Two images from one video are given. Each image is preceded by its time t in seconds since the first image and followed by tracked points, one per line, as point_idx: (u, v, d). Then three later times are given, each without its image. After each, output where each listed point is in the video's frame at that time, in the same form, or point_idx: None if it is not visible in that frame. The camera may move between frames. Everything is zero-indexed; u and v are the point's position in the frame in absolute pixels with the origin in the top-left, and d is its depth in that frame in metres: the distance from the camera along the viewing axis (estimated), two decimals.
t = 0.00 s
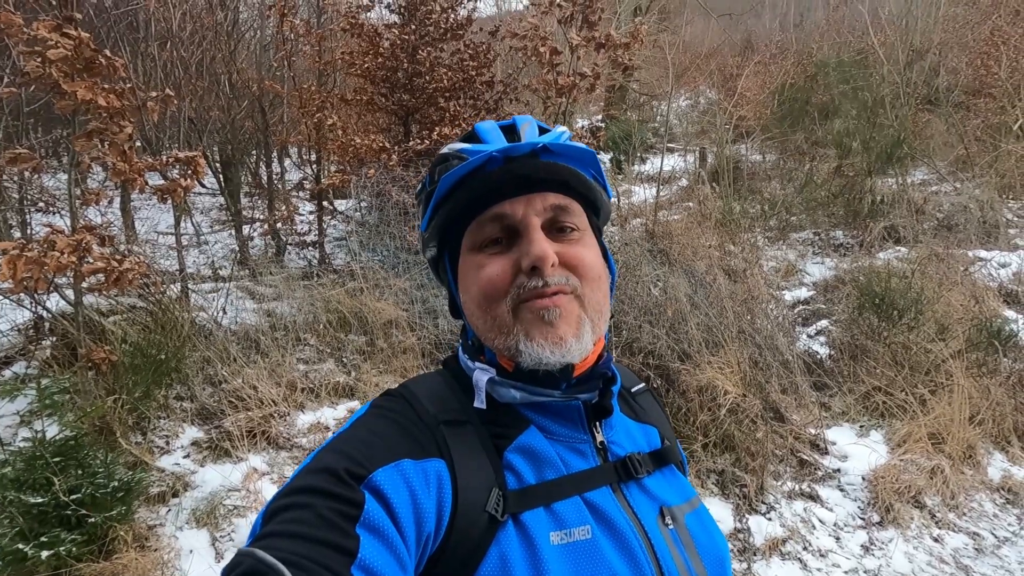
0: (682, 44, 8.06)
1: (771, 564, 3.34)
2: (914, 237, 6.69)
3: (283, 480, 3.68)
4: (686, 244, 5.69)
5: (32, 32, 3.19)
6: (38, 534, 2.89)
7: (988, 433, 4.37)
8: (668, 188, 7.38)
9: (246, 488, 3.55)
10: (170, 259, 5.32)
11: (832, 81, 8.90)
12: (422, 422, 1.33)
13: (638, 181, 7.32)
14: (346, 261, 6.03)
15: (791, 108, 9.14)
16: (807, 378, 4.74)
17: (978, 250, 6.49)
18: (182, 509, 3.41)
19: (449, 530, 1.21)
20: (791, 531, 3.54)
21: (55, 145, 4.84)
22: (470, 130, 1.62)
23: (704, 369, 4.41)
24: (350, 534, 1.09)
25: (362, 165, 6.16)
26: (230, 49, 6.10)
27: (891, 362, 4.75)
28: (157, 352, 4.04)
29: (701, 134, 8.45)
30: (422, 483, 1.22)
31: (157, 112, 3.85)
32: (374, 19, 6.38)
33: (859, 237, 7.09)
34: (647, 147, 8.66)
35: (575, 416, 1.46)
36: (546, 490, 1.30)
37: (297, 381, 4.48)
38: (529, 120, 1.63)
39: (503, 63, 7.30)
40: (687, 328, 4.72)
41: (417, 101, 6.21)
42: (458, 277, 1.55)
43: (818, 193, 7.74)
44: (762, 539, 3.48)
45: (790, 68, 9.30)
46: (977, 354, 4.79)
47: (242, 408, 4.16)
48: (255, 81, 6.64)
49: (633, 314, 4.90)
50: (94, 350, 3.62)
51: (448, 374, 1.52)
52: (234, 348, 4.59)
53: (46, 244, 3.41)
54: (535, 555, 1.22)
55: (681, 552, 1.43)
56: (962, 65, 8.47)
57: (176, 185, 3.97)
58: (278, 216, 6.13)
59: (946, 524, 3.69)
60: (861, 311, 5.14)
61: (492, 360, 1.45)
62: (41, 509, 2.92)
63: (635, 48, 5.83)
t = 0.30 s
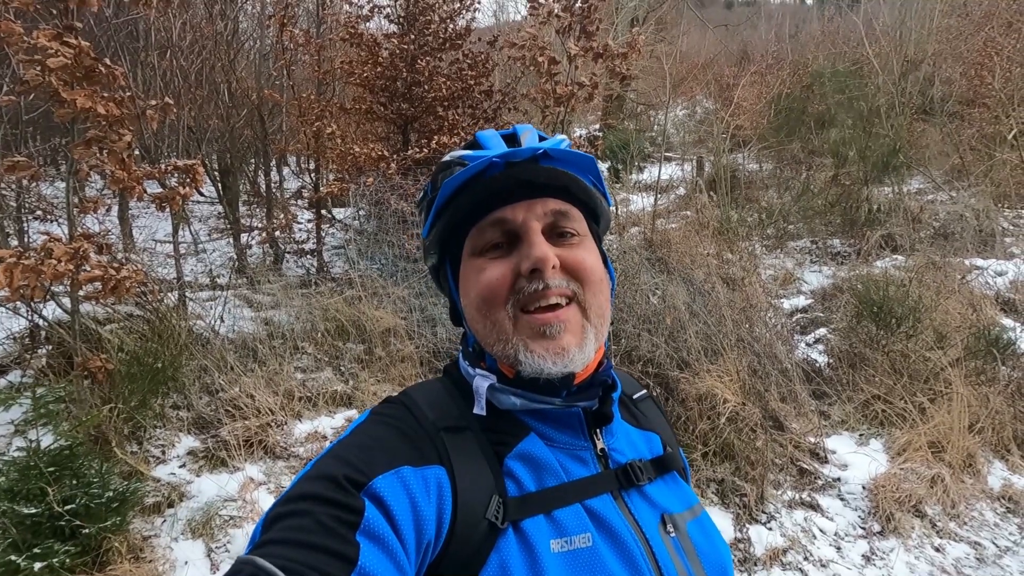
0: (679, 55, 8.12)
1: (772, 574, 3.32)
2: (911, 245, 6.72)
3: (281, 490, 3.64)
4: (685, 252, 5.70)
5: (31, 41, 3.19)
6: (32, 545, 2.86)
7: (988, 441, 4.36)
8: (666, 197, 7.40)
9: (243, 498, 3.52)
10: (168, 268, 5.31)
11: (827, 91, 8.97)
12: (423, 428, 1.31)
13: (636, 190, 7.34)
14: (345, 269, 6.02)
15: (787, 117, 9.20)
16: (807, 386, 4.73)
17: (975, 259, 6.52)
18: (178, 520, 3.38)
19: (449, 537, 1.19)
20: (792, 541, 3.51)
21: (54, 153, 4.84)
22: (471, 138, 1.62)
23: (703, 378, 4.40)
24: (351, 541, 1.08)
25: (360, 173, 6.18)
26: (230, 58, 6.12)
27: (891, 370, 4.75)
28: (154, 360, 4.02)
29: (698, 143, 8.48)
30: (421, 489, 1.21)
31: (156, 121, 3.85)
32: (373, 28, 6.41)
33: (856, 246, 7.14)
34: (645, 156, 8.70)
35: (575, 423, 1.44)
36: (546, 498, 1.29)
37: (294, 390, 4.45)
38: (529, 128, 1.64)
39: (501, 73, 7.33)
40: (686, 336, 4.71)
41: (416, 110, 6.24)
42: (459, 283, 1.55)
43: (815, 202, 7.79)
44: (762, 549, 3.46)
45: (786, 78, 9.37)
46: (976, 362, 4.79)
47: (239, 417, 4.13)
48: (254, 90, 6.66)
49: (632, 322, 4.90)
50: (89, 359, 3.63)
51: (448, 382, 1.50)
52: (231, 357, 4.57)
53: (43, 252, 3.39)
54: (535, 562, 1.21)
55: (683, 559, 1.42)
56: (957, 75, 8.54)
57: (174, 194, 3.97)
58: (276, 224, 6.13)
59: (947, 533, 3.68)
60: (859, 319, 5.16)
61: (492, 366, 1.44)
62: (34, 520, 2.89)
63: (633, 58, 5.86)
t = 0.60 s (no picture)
0: (682, 58, 8.11)
1: None
2: (916, 248, 6.67)
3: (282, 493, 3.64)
4: (688, 256, 5.68)
5: (36, 45, 3.21)
6: (33, 549, 2.85)
7: (994, 446, 4.31)
8: (669, 200, 7.39)
9: (244, 502, 3.52)
10: (172, 271, 5.32)
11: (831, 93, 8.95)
12: (421, 427, 1.30)
13: (639, 193, 7.33)
14: (347, 273, 6.03)
15: (791, 120, 9.18)
16: (811, 390, 4.70)
17: (981, 262, 6.47)
18: (179, 524, 3.37)
19: (445, 535, 1.18)
20: (797, 546, 3.48)
21: (59, 157, 4.86)
22: (477, 142, 1.61)
23: (706, 382, 4.37)
24: (348, 539, 1.07)
25: (363, 176, 6.20)
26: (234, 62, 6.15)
27: (896, 374, 4.71)
28: (156, 363, 4.02)
29: (702, 146, 8.47)
30: (418, 487, 1.20)
31: (160, 124, 3.86)
32: (377, 32, 6.43)
33: (860, 249, 7.13)
34: (648, 159, 8.69)
35: (574, 423, 1.43)
36: (544, 497, 1.28)
37: (296, 393, 4.45)
38: (535, 133, 1.63)
39: (504, 76, 7.34)
40: (689, 340, 4.69)
41: (419, 113, 6.25)
42: (461, 285, 1.54)
43: (819, 205, 7.76)
44: (767, 554, 3.43)
45: (790, 80, 9.34)
46: (982, 367, 4.74)
47: (241, 420, 4.13)
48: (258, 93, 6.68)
49: (635, 326, 4.88)
50: (92, 362, 3.62)
51: (446, 382, 1.49)
52: (234, 360, 4.57)
53: (47, 255, 3.40)
54: (532, 562, 1.20)
55: (683, 561, 1.39)
56: (962, 77, 8.50)
57: (178, 197, 3.97)
58: (280, 227, 6.15)
59: (954, 539, 3.64)
60: (864, 323, 5.13)
61: (492, 367, 1.43)
62: (36, 523, 2.88)
63: (636, 61, 5.85)
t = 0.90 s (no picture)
0: (687, 60, 8.10)
1: None
2: (923, 251, 6.63)
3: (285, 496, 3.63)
4: (693, 258, 5.65)
5: (43, 49, 3.22)
6: (37, 551, 2.86)
7: (1003, 451, 4.26)
8: (674, 203, 7.37)
9: (247, 505, 3.51)
10: (177, 273, 5.34)
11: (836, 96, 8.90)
12: (424, 428, 1.29)
13: (643, 196, 7.32)
14: (352, 275, 6.04)
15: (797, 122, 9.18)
16: (817, 394, 4.67)
17: (989, 264, 6.42)
18: (182, 526, 3.37)
19: (449, 536, 1.17)
20: (803, 551, 3.45)
21: (66, 160, 4.89)
22: (482, 144, 1.61)
23: (711, 385, 4.34)
24: (352, 540, 1.06)
25: (368, 179, 6.21)
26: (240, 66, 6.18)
27: (903, 378, 4.68)
28: (161, 365, 4.01)
29: (707, 149, 8.45)
30: (422, 488, 1.19)
31: (165, 127, 3.87)
32: (381, 36, 6.45)
33: (867, 251, 7.14)
34: (653, 161, 8.69)
35: (578, 425, 1.41)
36: (547, 499, 1.26)
37: (300, 396, 4.44)
38: (539, 136, 1.63)
39: (508, 79, 7.34)
40: (694, 343, 4.67)
41: (423, 116, 6.26)
42: (465, 286, 1.53)
43: (825, 208, 7.73)
44: (772, 559, 3.40)
45: (795, 83, 9.31)
46: (991, 370, 4.69)
47: (245, 422, 4.13)
48: (263, 97, 6.71)
49: (639, 328, 4.86)
50: (97, 364, 3.59)
51: (451, 384, 1.48)
52: (238, 362, 4.57)
53: (52, 257, 3.41)
54: (535, 564, 1.18)
55: (687, 564, 1.38)
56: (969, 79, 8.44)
57: (183, 200, 3.98)
58: (284, 230, 6.18)
59: (962, 545, 3.60)
60: (870, 326, 5.10)
61: (497, 368, 1.42)
62: (39, 525, 2.88)
63: (640, 64, 5.84)
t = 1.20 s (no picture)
0: (693, 65, 8.10)
1: None
2: (932, 254, 6.58)
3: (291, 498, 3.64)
4: (699, 262, 5.65)
5: (56, 55, 3.27)
6: (46, 550, 2.89)
7: (1015, 456, 4.21)
8: (680, 207, 7.37)
9: (253, 507, 3.53)
10: (185, 276, 5.39)
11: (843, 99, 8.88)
12: (424, 421, 1.30)
13: (649, 200, 7.32)
14: (358, 279, 6.09)
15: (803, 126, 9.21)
16: (824, 398, 4.63)
17: (998, 268, 6.37)
18: (189, 527, 3.38)
19: (449, 526, 1.18)
20: (811, 557, 3.42)
21: (77, 165, 4.95)
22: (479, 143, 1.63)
23: (717, 389, 4.32)
24: (354, 529, 1.06)
25: (375, 183, 6.25)
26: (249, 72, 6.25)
27: (912, 383, 4.64)
28: (169, 368, 4.05)
29: (713, 153, 8.45)
30: (423, 479, 1.19)
31: (175, 132, 3.91)
32: (388, 42, 6.50)
33: (875, 255, 7.10)
34: (659, 166, 8.71)
35: (574, 418, 1.42)
36: (546, 490, 1.27)
37: (307, 398, 4.46)
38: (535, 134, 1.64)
39: (515, 84, 7.38)
40: (700, 346, 4.65)
41: (429, 120, 6.30)
42: (463, 283, 1.54)
43: (832, 211, 7.71)
44: (780, 564, 3.37)
45: (801, 87, 9.30)
46: (1001, 375, 4.64)
47: (252, 424, 4.16)
48: (272, 102, 6.77)
49: (645, 332, 4.85)
50: (107, 366, 3.60)
51: (451, 380, 1.48)
52: (245, 365, 4.60)
53: (64, 260, 3.45)
54: (534, 553, 1.19)
55: (682, 554, 1.37)
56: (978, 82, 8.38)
57: (192, 204, 4.02)
58: (292, 234, 6.24)
59: (973, 551, 3.55)
60: (878, 330, 5.07)
61: (496, 361, 1.43)
62: (49, 525, 2.91)
63: (646, 68, 5.85)
